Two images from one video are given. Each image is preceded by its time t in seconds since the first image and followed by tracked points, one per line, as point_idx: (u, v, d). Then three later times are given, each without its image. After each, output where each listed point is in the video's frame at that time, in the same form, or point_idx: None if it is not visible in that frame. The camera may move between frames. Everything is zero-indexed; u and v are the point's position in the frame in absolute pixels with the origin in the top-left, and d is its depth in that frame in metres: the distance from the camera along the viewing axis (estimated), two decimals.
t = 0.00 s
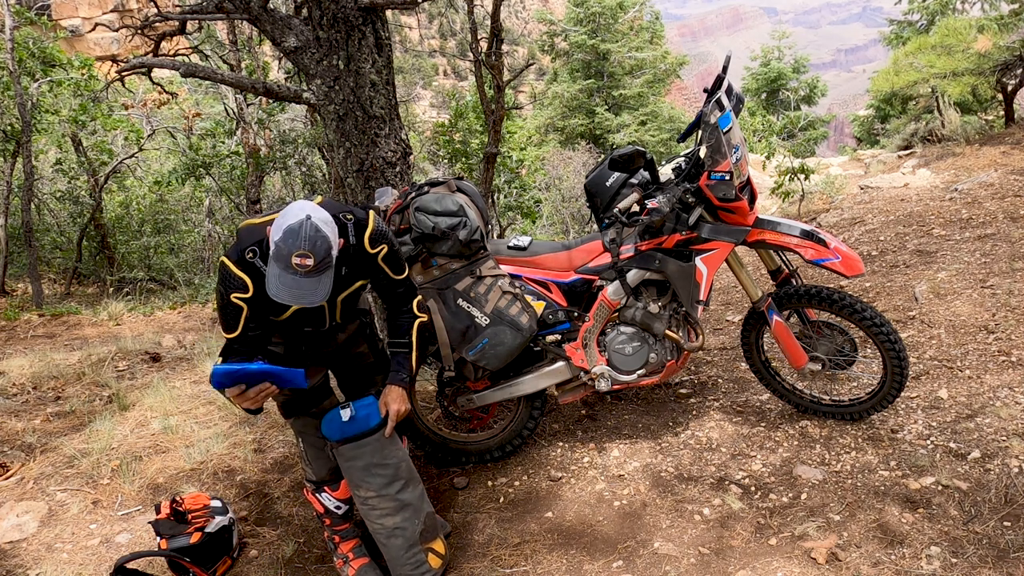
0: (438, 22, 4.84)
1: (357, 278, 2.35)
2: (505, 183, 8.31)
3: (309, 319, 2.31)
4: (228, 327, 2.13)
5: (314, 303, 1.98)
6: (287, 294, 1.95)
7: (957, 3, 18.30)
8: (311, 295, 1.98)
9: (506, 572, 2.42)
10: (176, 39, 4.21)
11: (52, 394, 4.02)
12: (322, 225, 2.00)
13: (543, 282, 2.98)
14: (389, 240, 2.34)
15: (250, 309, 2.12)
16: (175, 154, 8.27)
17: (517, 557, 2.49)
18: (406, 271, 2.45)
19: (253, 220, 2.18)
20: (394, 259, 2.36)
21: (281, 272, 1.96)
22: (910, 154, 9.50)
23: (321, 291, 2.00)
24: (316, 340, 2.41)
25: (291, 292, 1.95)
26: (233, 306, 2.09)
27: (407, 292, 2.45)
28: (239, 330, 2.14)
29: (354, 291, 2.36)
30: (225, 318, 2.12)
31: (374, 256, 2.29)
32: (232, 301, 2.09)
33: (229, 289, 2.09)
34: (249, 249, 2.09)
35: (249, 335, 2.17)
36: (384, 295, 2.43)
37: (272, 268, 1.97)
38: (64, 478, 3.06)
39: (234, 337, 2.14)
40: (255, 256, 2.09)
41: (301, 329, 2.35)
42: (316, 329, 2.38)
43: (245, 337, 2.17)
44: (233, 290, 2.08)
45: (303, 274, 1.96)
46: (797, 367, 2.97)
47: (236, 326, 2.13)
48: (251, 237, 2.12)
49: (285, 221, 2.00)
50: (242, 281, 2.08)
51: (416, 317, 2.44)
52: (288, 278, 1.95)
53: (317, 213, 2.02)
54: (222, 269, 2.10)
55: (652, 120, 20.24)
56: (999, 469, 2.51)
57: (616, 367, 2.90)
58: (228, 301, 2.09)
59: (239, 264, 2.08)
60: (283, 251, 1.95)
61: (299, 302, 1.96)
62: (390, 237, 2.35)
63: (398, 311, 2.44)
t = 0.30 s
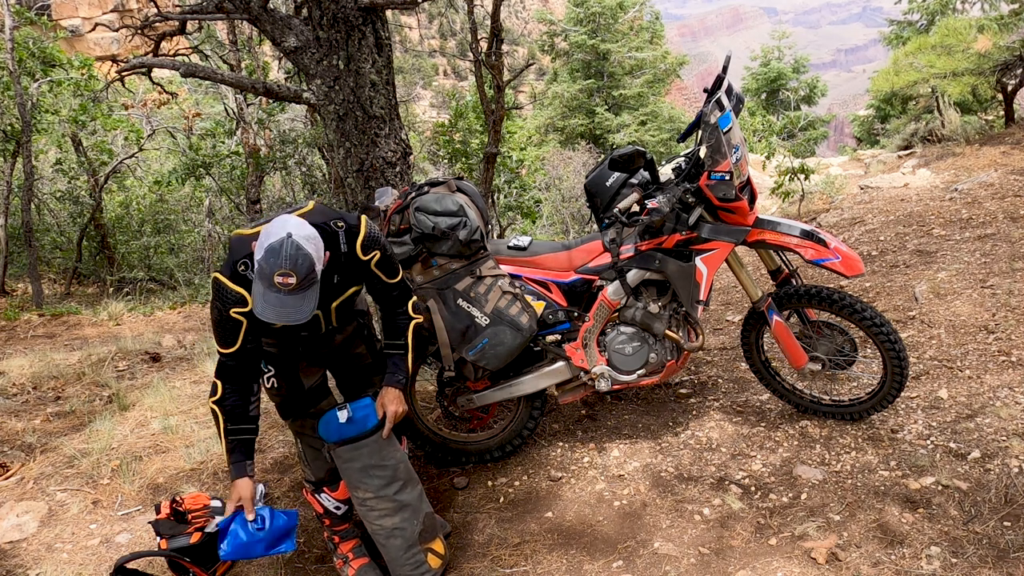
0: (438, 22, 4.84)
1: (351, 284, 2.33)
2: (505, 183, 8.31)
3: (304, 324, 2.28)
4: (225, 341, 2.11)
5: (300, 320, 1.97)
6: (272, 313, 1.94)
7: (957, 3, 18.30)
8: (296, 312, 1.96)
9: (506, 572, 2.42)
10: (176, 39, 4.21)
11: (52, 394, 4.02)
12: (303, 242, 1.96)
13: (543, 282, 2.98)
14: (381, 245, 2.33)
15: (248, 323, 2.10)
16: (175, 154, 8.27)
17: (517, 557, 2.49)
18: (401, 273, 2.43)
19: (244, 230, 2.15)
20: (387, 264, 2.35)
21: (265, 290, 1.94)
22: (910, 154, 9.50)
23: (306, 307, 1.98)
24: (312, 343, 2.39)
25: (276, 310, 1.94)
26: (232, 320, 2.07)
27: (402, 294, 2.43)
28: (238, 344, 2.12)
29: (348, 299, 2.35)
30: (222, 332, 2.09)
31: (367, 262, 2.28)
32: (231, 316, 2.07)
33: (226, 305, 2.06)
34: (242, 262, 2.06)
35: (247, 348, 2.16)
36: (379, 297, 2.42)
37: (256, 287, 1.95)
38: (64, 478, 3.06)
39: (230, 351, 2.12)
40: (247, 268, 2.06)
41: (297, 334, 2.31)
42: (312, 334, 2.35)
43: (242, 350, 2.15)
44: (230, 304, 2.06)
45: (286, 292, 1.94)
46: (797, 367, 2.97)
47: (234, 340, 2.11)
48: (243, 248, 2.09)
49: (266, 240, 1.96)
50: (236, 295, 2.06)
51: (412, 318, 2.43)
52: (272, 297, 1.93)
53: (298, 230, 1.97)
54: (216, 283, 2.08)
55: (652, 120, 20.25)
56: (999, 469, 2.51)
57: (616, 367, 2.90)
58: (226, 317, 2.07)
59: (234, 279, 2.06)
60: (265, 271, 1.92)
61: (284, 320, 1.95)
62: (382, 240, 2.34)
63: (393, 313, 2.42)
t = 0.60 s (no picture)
0: (438, 22, 4.84)
1: (343, 299, 2.37)
2: (505, 183, 8.32)
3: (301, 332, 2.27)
4: (224, 364, 2.15)
5: (283, 355, 1.97)
6: (255, 349, 1.94)
7: (957, 3, 18.30)
8: (279, 347, 1.97)
9: (506, 572, 2.42)
10: (176, 39, 4.21)
11: (52, 394, 4.02)
12: (284, 279, 1.94)
13: (543, 282, 2.98)
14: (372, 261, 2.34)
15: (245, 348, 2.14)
16: (175, 154, 8.27)
17: (517, 557, 2.49)
18: (394, 279, 2.44)
19: (234, 250, 2.16)
20: (380, 273, 2.37)
21: (248, 326, 1.94)
22: (910, 155, 9.51)
23: (289, 341, 1.98)
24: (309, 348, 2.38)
25: (258, 347, 1.94)
26: (230, 346, 2.12)
27: (399, 298, 2.44)
28: (238, 367, 2.16)
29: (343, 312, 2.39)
30: (221, 356, 2.14)
31: (359, 277, 2.30)
32: (228, 342, 2.11)
33: (222, 331, 2.11)
34: (233, 286, 2.11)
35: (248, 370, 2.19)
36: (375, 301, 2.42)
37: (239, 322, 1.96)
38: (64, 478, 3.06)
39: (231, 374, 2.17)
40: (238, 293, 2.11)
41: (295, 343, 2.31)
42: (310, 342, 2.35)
43: (242, 370, 2.19)
44: (225, 330, 2.11)
45: (268, 329, 1.94)
46: (797, 367, 2.97)
47: (233, 363, 2.15)
48: (233, 273, 2.13)
49: (248, 275, 1.95)
50: (229, 319, 2.10)
51: (410, 321, 2.45)
52: (254, 333, 1.94)
53: (279, 266, 1.95)
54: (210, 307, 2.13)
55: (652, 121, 20.25)
56: (999, 469, 2.51)
57: (616, 367, 2.90)
58: (223, 343, 2.11)
59: (226, 304, 2.12)
60: (246, 307, 1.92)
61: (267, 355, 1.95)
62: (373, 253, 2.35)
63: (390, 316, 2.43)
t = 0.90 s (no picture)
0: (438, 22, 4.84)
1: (337, 293, 2.38)
2: (505, 183, 8.32)
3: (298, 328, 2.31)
4: (218, 355, 2.16)
5: (271, 345, 1.97)
6: (243, 340, 1.95)
7: (957, 3, 18.30)
8: (267, 338, 1.96)
9: (505, 572, 2.42)
10: (176, 39, 4.21)
11: (52, 394, 4.02)
12: (270, 271, 1.94)
13: (543, 282, 2.98)
14: (365, 255, 2.34)
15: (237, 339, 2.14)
16: (175, 154, 8.27)
17: (517, 557, 2.49)
18: (389, 275, 2.45)
19: (228, 244, 2.18)
20: (373, 268, 2.36)
21: (235, 318, 1.95)
22: (910, 155, 9.51)
23: (277, 332, 1.98)
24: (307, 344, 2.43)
25: (246, 338, 1.95)
26: (221, 338, 2.12)
27: (394, 295, 2.46)
28: (231, 358, 2.16)
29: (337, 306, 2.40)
30: (215, 347, 2.14)
31: (351, 271, 2.30)
32: (219, 334, 2.11)
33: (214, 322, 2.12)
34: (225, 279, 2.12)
35: (242, 361, 2.19)
36: (372, 299, 2.45)
37: (227, 314, 1.97)
38: (64, 478, 3.06)
39: (224, 365, 2.17)
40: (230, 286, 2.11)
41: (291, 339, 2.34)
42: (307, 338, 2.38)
43: (236, 362, 2.19)
44: (217, 322, 2.11)
45: (255, 320, 1.94)
46: (797, 367, 2.97)
47: (226, 353, 2.15)
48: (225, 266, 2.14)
49: (235, 268, 1.96)
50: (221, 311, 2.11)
51: (404, 318, 2.44)
52: (242, 324, 1.95)
53: (265, 258, 1.96)
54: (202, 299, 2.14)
55: (652, 120, 20.26)
56: (999, 469, 2.51)
57: (616, 367, 2.90)
58: (216, 334, 2.12)
59: (218, 295, 2.13)
60: (233, 300, 1.93)
61: (256, 346, 1.95)
62: (367, 248, 2.35)
63: (385, 314, 2.43)
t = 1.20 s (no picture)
0: (438, 22, 4.84)
1: (338, 281, 2.36)
2: (505, 183, 8.32)
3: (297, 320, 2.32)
4: (214, 337, 2.16)
5: (285, 321, 1.98)
6: (256, 317, 1.95)
7: (957, 2, 18.30)
8: (280, 314, 1.97)
9: (505, 572, 2.42)
10: (176, 39, 4.21)
11: (52, 394, 4.02)
12: (278, 245, 1.95)
13: (543, 282, 2.98)
14: (369, 244, 2.35)
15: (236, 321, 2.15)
16: (175, 154, 8.27)
17: (517, 557, 2.49)
18: (390, 271, 2.46)
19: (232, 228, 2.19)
20: (374, 259, 2.37)
21: (246, 295, 1.95)
22: (910, 155, 9.51)
23: (289, 308, 1.99)
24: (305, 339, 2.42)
25: (259, 314, 1.95)
26: (222, 319, 2.13)
27: (392, 292, 2.46)
28: (229, 339, 2.18)
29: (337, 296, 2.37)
30: (212, 328, 2.15)
31: (353, 259, 2.30)
32: (220, 316, 2.12)
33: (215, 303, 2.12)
34: (228, 261, 2.10)
35: (237, 342, 2.21)
36: (370, 296, 2.46)
37: (238, 292, 1.96)
38: (64, 478, 3.06)
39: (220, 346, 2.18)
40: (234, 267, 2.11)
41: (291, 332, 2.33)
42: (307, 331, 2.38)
43: (233, 344, 2.21)
44: (219, 304, 2.12)
45: (268, 296, 1.95)
46: (797, 367, 2.97)
47: (224, 336, 2.17)
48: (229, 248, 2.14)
49: (243, 245, 1.96)
50: (224, 294, 2.10)
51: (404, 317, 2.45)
52: (254, 302, 1.95)
53: (272, 233, 1.97)
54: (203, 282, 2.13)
55: (652, 120, 20.25)
56: (999, 469, 2.51)
57: (616, 367, 2.90)
58: (215, 316, 2.12)
59: (220, 278, 2.11)
60: (243, 276, 1.93)
61: (269, 323, 1.96)
62: (370, 239, 2.36)
63: (384, 311, 2.45)
